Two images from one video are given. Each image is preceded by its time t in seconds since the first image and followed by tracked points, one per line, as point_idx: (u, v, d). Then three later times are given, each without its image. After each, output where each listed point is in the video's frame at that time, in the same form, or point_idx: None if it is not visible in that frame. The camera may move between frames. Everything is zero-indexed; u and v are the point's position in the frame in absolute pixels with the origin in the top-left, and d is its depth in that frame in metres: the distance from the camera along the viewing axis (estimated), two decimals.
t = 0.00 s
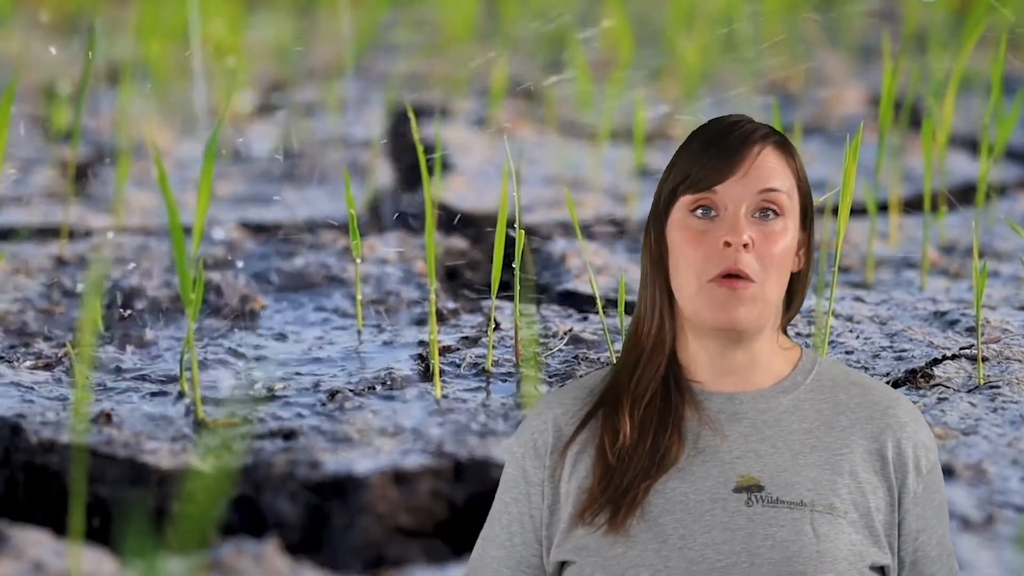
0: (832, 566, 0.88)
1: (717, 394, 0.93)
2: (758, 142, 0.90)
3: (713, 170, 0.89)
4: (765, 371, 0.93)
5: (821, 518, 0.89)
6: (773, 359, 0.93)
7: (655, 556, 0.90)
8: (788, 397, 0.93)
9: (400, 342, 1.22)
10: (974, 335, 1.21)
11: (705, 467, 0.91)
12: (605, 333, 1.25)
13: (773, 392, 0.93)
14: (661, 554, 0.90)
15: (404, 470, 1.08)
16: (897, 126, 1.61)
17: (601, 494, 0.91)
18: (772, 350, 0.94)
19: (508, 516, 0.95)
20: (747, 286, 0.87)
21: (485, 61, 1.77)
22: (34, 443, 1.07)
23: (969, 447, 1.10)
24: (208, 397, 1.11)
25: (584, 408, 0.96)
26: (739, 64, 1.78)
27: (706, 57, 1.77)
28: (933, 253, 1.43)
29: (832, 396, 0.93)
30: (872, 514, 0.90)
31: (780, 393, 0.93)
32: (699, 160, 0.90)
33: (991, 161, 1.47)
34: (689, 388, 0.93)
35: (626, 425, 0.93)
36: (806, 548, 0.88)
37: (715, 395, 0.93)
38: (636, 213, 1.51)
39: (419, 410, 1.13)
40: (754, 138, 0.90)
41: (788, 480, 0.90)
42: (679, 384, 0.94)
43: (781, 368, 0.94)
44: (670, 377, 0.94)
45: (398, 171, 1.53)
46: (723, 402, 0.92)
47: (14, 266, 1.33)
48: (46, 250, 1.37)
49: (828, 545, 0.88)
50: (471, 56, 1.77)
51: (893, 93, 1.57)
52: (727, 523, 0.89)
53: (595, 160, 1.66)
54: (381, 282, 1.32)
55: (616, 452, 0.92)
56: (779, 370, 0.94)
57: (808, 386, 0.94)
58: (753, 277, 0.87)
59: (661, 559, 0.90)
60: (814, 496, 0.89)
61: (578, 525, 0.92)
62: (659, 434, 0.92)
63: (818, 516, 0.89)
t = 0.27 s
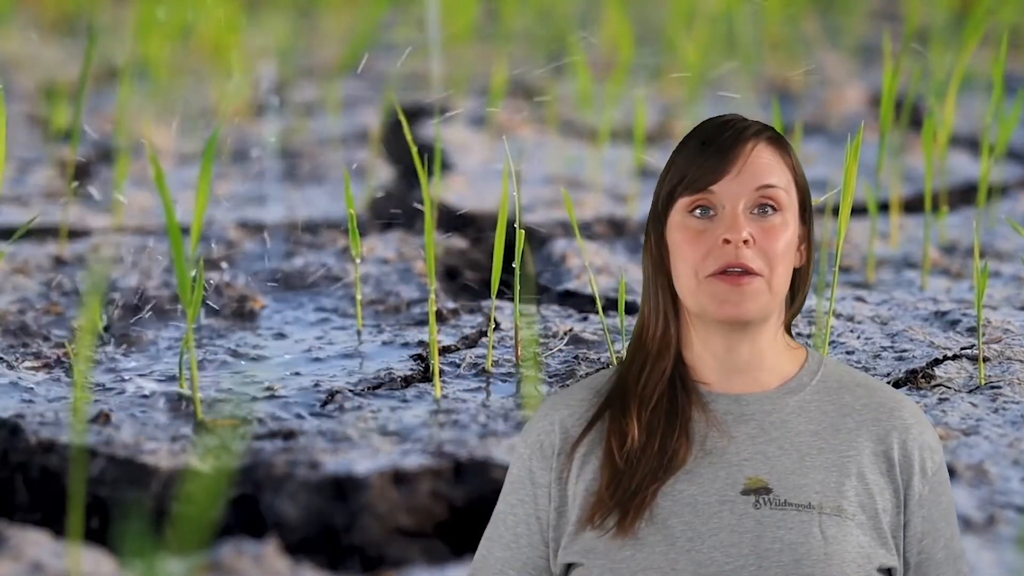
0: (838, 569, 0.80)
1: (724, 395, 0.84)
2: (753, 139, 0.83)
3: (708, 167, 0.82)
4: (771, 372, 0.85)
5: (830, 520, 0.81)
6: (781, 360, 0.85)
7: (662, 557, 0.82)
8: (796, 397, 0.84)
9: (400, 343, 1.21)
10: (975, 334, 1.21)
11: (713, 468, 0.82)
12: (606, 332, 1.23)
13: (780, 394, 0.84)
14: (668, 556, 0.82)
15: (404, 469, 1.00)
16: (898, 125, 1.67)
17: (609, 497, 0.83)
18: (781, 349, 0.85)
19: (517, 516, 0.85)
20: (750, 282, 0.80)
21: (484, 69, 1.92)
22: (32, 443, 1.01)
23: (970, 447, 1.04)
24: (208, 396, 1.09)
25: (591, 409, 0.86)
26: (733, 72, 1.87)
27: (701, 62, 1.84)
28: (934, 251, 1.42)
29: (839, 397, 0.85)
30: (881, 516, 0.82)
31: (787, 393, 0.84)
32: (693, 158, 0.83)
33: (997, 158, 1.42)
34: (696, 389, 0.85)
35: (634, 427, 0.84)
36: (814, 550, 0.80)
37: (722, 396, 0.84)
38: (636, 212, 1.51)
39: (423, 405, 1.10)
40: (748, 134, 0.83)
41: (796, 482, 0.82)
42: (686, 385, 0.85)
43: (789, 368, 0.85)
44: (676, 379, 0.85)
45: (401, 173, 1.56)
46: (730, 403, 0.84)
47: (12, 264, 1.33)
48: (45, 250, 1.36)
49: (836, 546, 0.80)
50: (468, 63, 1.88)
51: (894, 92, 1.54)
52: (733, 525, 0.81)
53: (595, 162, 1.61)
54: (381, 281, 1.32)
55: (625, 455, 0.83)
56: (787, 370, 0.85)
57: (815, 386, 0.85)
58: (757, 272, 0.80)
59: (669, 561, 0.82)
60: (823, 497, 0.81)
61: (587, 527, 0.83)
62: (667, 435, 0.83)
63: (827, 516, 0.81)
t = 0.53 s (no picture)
0: (839, 570, 0.87)
1: (727, 396, 0.91)
2: (744, 136, 0.88)
3: (701, 169, 0.87)
4: (771, 369, 0.91)
5: (830, 523, 0.88)
6: (780, 358, 0.91)
7: (666, 557, 0.89)
8: (797, 400, 0.91)
9: (400, 343, 1.22)
10: (977, 335, 1.21)
11: (715, 470, 0.89)
12: (605, 332, 1.24)
13: (781, 395, 0.91)
14: (671, 557, 0.89)
15: (404, 470, 1.04)
16: (898, 125, 1.65)
17: (613, 499, 0.89)
18: (781, 343, 0.91)
19: (518, 517, 0.92)
20: (747, 278, 0.84)
21: (485, 67, 1.81)
22: (32, 444, 1.04)
23: (971, 448, 1.09)
24: (207, 398, 1.10)
25: (594, 409, 0.93)
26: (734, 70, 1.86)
27: (704, 60, 1.80)
28: (935, 251, 1.41)
29: (840, 401, 0.91)
30: (881, 518, 0.89)
31: (789, 395, 0.91)
32: (689, 159, 0.88)
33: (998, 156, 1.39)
34: (698, 390, 0.91)
35: (636, 431, 0.90)
36: (816, 553, 0.87)
37: (725, 397, 0.91)
38: (636, 212, 1.50)
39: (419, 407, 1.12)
40: (739, 133, 0.88)
41: (798, 485, 0.88)
42: (689, 387, 0.92)
43: (791, 369, 0.92)
44: (678, 378, 0.91)
45: (401, 173, 1.55)
46: (733, 404, 0.91)
47: (11, 263, 1.32)
48: (44, 249, 1.35)
49: (837, 549, 0.87)
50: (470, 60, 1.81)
51: (895, 91, 1.53)
52: (737, 527, 0.88)
53: (596, 160, 1.61)
54: (381, 282, 1.31)
55: (627, 457, 0.90)
56: (786, 369, 0.91)
57: (817, 389, 0.91)
58: (753, 268, 0.85)
59: (671, 562, 0.88)
60: (824, 500, 0.88)
61: (589, 529, 0.90)
62: (670, 437, 0.90)
63: (827, 521, 0.88)
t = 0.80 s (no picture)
0: (837, 570, 0.80)
1: (725, 397, 0.84)
2: (743, 137, 0.83)
3: (699, 169, 0.82)
4: (770, 372, 0.84)
5: (829, 523, 0.81)
6: (781, 358, 0.84)
7: (662, 558, 0.83)
8: (796, 399, 0.84)
9: (400, 343, 1.20)
10: (978, 335, 1.21)
11: (712, 470, 0.83)
12: (606, 332, 1.22)
13: (780, 395, 0.84)
14: (667, 557, 0.83)
15: (404, 471, 0.99)
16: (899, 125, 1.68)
17: (610, 500, 0.82)
18: (780, 347, 0.85)
19: (520, 518, 0.84)
20: (745, 282, 0.79)
21: (484, 70, 1.87)
22: (30, 444, 1.00)
23: (973, 448, 1.04)
24: (206, 399, 1.08)
25: (592, 410, 0.86)
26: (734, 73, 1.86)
27: (704, 62, 1.80)
28: (936, 251, 1.41)
29: (838, 401, 0.84)
30: (880, 517, 0.82)
31: (788, 394, 0.84)
32: (685, 158, 0.83)
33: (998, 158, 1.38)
34: (697, 391, 0.84)
35: (634, 430, 0.83)
36: (813, 552, 0.81)
37: (723, 398, 0.84)
38: (636, 212, 1.49)
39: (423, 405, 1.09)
40: (738, 132, 0.83)
41: (795, 484, 0.82)
42: (687, 388, 0.84)
43: (788, 368, 0.85)
44: (676, 380, 0.84)
45: (401, 173, 1.55)
46: (731, 405, 0.84)
47: (10, 263, 1.32)
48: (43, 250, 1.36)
49: (835, 549, 0.81)
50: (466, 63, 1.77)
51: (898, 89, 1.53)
52: (733, 527, 0.82)
53: (596, 160, 1.60)
54: (381, 282, 1.32)
55: (625, 459, 0.83)
56: (786, 368, 0.85)
57: (816, 388, 0.85)
58: (750, 271, 0.79)
59: (668, 561, 0.83)
60: (821, 500, 0.82)
61: (588, 530, 0.83)
62: (670, 435, 0.83)
63: (827, 521, 0.81)
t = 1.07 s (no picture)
0: (834, 569, 0.89)
1: (722, 397, 0.93)
2: (745, 133, 0.91)
3: (702, 164, 0.90)
4: (767, 372, 0.93)
5: (826, 522, 0.90)
6: (777, 360, 0.94)
7: (660, 559, 0.91)
8: (792, 399, 0.93)
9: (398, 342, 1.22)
10: (978, 335, 1.23)
11: (709, 472, 0.92)
12: (605, 332, 1.24)
13: (777, 395, 0.93)
14: (665, 558, 0.91)
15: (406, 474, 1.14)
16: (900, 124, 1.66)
17: (606, 505, 0.93)
18: (776, 350, 0.94)
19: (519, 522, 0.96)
20: (743, 274, 0.87)
21: (484, 67, 1.80)
22: (29, 445, 1.11)
23: (973, 449, 1.11)
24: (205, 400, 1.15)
25: (588, 414, 0.97)
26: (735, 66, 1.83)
27: (705, 61, 1.79)
28: (937, 250, 1.40)
29: (834, 400, 0.94)
30: (877, 516, 0.91)
31: (784, 394, 0.93)
32: (690, 151, 0.91)
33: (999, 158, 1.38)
34: (692, 393, 0.93)
35: (629, 430, 0.94)
36: (811, 551, 0.89)
37: (720, 398, 0.93)
38: (637, 211, 1.48)
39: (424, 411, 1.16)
40: (739, 128, 0.91)
41: (793, 484, 0.91)
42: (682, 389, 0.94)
43: (786, 368, 0.94)
44: (670, 379, 0.94)
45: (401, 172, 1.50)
46: (727, 406, 0.93)
47: (8, 264, 1.31)
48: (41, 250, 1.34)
49: (832, 548, 0.89)
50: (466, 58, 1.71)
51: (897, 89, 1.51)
52: (731, 527, 0.90)
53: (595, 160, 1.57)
54: (381, 282, 1.31)
55: (621, 463, 0.93)
56: (784, 368, 0.94)
57: (811, 388, 0.94)
58: (747, 263, 0.88)
59: (665, 564, 0.91)
60: (819, 500, 0.91)
61: (583, 536, 0.93)
62: (666, 440, 0.92)
63: (823, 520, 0.90)
